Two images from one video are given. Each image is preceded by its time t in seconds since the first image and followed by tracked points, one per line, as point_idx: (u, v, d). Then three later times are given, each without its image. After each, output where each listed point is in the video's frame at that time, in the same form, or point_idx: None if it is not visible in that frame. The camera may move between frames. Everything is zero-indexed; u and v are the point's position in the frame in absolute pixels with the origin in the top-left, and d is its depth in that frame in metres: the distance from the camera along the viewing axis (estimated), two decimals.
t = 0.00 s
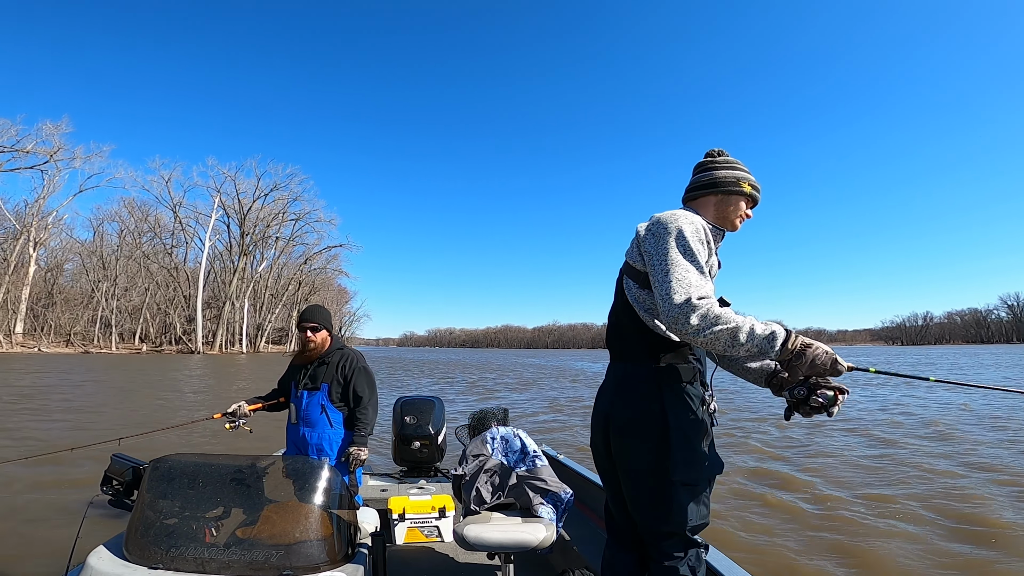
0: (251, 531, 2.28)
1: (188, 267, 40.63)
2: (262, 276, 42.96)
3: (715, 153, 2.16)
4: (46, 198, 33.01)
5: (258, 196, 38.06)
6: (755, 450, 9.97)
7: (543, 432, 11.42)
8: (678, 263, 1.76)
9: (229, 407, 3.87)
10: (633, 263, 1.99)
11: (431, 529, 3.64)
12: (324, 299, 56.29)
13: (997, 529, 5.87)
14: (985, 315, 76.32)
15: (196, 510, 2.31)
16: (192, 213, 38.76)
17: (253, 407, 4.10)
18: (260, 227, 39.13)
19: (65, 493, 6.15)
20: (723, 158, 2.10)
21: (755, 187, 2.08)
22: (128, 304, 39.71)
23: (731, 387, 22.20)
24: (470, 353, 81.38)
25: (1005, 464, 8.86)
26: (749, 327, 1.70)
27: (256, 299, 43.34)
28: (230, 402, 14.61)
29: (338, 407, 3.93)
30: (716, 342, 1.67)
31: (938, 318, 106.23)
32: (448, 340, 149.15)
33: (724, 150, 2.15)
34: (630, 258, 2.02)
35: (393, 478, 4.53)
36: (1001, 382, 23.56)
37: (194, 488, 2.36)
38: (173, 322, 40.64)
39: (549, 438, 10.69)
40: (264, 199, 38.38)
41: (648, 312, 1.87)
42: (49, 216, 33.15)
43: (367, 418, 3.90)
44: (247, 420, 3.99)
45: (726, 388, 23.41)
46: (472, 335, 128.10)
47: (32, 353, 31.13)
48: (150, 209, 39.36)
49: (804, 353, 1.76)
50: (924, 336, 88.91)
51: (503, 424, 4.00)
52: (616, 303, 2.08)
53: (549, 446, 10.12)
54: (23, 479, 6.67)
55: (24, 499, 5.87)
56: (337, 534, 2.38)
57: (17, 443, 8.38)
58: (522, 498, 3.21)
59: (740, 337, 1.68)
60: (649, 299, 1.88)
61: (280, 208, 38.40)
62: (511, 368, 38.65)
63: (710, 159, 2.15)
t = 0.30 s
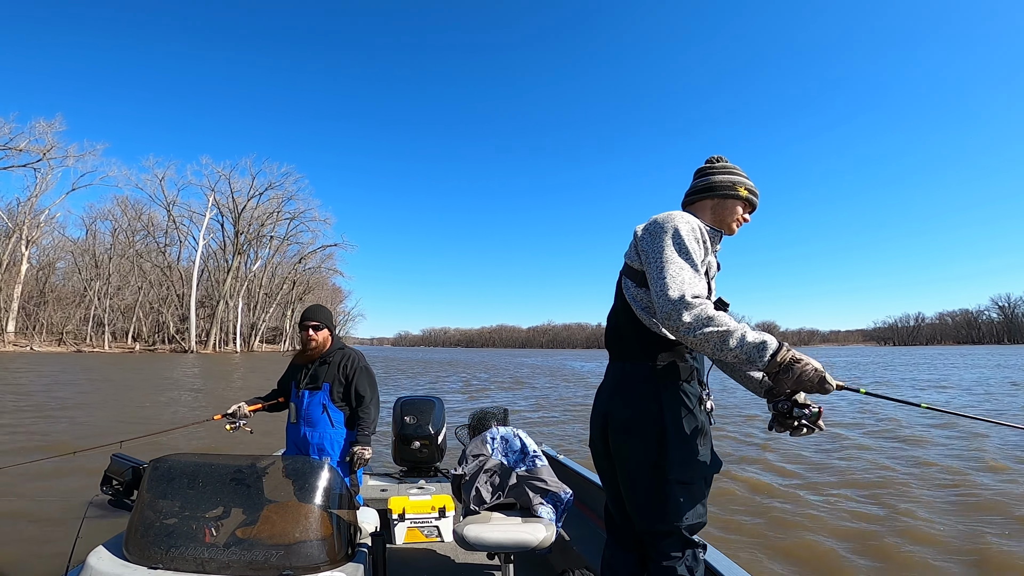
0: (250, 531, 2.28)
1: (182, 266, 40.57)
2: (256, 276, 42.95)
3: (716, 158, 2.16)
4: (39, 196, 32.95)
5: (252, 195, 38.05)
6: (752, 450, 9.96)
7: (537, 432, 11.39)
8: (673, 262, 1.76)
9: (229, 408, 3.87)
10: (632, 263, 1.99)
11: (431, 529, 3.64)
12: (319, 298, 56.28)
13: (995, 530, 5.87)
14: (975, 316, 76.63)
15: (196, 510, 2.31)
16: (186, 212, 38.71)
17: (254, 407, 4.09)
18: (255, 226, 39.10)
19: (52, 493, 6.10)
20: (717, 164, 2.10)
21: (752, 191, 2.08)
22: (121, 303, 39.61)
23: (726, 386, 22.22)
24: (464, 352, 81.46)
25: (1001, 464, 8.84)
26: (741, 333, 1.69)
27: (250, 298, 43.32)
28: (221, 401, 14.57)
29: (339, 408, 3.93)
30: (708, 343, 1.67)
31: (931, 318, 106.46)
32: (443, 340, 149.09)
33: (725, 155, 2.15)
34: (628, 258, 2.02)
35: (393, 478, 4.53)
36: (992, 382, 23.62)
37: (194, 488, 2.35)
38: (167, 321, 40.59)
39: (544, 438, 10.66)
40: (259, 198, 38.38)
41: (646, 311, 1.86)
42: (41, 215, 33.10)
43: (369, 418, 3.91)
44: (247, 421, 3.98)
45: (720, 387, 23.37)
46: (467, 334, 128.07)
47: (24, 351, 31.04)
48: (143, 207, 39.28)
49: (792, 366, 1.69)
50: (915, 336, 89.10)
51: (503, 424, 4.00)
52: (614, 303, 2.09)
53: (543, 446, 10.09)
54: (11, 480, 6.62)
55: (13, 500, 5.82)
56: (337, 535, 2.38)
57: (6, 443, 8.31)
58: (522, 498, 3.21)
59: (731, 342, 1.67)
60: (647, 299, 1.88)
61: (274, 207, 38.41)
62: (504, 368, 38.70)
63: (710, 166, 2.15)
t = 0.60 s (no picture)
0: (250, 531, 2.28)
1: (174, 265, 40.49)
2: (250, 275, 42.90)
3: (717, 160, 2.16)
4: (31, 194, 32.88)
5: (246, 194, 38.01)
6: (748, 450, 9.97)
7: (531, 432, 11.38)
8: (673, 262, 1.77)
9: (230, 408, 3.87)
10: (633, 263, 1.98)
11: (431, 528, 3.64)
12: (313, 298, 56.21)
13: (991, 528, 5.89)
14: (966, 317, 77.00)
15: (196, 510, 2.30)
16: (179, 211, 38.64)
17: (254, 407, 4.09)
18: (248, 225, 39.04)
19: (42, 494, 6.06)
20: (718, 166, 2.11)
21: (748, 194, 2.09)
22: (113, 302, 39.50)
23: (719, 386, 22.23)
24: (457, 352, 81.47)
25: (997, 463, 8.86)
26: (737, 335, 1.70)
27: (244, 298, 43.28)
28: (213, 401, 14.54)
29: (337, 407, 3.93)
30: (703, 344, 1.68)
31: (924, 319, 106.89)
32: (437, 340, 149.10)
33: (724, 158, 2.16)
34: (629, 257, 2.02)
35: (394, 478, 4.53)
36: (982, 382, 23.72)
37: (194, 488, 2.36)
38: (159, 320, 40.48)
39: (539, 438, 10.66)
40: (253, 197, 38.33)
41: (644, 310, 1.87)
42: (33, 213, 33.02)
43: (367, 417, 3.90)
44: (247, 421, 3.98)
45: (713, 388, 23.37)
46: (462, 334, 128.11)
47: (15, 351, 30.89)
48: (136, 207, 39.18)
49: (785, 370, 1.70)
50: (906, 337, 89.56)
51: (503, 424, 4.00)
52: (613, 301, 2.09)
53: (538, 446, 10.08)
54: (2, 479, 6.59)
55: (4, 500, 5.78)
56: (337, 535, 2.38)
57: None
58: (522, 498, 3.20)
59: (727, 343, 1.68)
60: (645, 297, 1.90)
61: (269, 207, 38.41)
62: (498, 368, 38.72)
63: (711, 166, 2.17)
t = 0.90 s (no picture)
0: (251, 531, 2.28)
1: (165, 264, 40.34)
2: (243, 275, 42.79)
3: (724, 166, 2.18)
4: (21, 193, 32.77)
5: (239, 193, 37.95)
6: (745, 450, 9.96)
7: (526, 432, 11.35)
8: (707, 276, 1.76)
9: (230, 408, 3.88)
10: (651, 263, 1.93)
11: (430, 529, 3.64)
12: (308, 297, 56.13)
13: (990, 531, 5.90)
14: (956, 318, 77.15)
15: (196, 510, 2.30)
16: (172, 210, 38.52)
17: (255, 407, 4.09)
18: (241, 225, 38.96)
19: (28, 494, 6.01)
20: (728, 172, 2.12)
21: (752, 205, 2.12)
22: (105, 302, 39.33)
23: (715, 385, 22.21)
24: (449, 352, 81.43)
25: (993, 464, 8.87)
26: (768, 353, 1.73)
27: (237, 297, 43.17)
28: (201, 400, 14.48)
29: (335, 407, 3.93)
30: (736, 360, 1.71)
31: (917, 319, 107.01)
32: (432, 340, 148.89)
33: (733, 165, 2.18)
34: (646, 254, 1.96)
35: (393, 478, 4.53)
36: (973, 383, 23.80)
37: (194, 488, 2.35)
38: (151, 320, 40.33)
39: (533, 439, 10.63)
40: (246, 197, 38.27)
41: (668, 317, 1.86)
42: (23, 212, 32.89)
43: (363, 418, 3.87)
44: (247, 421, 3.98)
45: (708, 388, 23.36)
46: (456, 334, 128.00)
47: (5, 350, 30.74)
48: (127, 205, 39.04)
49: (814, 390, 1.73)
50: (897, 337, 89.68)
51: (504, 424, 4.00)
52: (625, 296, 2.03)
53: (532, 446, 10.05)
54: None
55: None
56: (337, 534, 2.38)
57: None
58: (522, 498, 3.20)
59: (758, 362, 1.72)
60: (669, 304, 1.88)
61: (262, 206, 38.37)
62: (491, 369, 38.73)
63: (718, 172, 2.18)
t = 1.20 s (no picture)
0: (250, 532, 2.28)
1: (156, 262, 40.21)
2: (235, 274, 42.68)
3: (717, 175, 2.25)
4: (11, 190, 32.67)
5: (231, 191, 37.89)
6: (741, 450, 9.95)
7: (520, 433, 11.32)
8: (764, 296, 1.83)
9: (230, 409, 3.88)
10: (696, 264, 1.89)
11: (430, 529, 3.64)
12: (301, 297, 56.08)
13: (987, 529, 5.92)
14: (945, 318, 77.39)
15: (196, 510, 2.30)
16: (163, 208, 38.39)
17: (255, 408, 4.09)
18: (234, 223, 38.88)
19: (16, 494, 5.95)
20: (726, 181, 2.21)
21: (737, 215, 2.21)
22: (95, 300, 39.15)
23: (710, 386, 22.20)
24: (441, 352, 81.37)
25: (988, 463, 8.91)
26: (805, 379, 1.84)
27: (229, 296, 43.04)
28: (191, 400, 14.40)
29: (334, 407, 3.93)
30: (776, 378, 1.79)
31: (909, 319, 107.32)
32: (426, 340, 148.72)
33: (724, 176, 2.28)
34: (692, 255, 1.90)
35: (394, 478, 4.53)
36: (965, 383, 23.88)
37: (194, 488, 2.35)
38: (142, 318, 40.18)
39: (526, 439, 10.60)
40: (239, 195, 38.22)
41: (712, 327, 1.87)
42: (13, 209, 32.80)
43: (362, 418, 3.85)
44: (248, 422, 3.98)
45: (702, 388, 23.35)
46: (450, 333, 127.88)
47: None
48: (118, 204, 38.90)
49: (822, 424, 1.77)
50: (888, 337, 89.86)
51: (504, 424, 4.00)
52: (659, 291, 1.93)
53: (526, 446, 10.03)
54: None
55: None
56: (338, 533, 2.39)
57: None
58: (522, 498, 3.20)
59: (796, 387, 1.80)
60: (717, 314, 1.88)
61: (255, 204, 38.35)
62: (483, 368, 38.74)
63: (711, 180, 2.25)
